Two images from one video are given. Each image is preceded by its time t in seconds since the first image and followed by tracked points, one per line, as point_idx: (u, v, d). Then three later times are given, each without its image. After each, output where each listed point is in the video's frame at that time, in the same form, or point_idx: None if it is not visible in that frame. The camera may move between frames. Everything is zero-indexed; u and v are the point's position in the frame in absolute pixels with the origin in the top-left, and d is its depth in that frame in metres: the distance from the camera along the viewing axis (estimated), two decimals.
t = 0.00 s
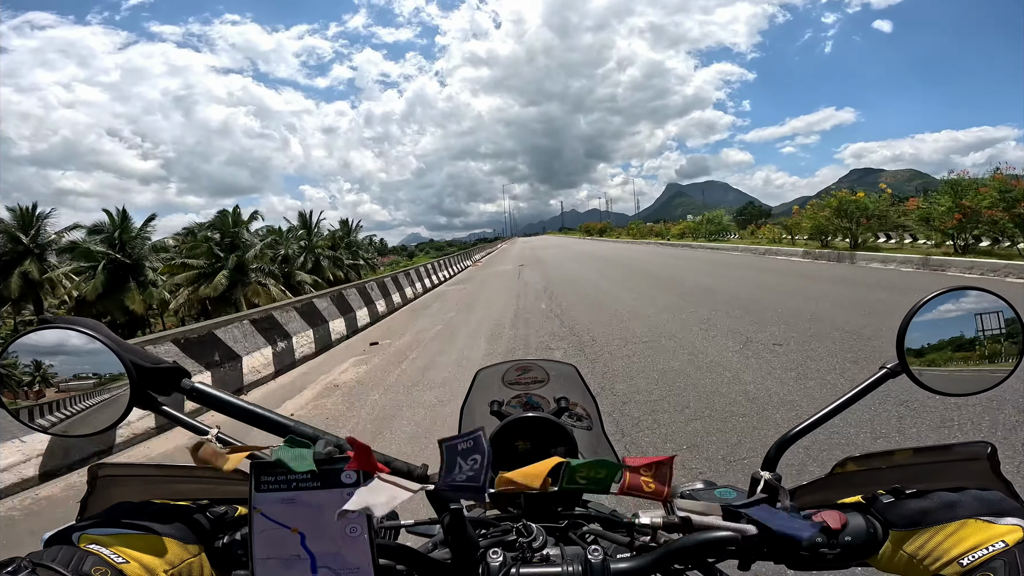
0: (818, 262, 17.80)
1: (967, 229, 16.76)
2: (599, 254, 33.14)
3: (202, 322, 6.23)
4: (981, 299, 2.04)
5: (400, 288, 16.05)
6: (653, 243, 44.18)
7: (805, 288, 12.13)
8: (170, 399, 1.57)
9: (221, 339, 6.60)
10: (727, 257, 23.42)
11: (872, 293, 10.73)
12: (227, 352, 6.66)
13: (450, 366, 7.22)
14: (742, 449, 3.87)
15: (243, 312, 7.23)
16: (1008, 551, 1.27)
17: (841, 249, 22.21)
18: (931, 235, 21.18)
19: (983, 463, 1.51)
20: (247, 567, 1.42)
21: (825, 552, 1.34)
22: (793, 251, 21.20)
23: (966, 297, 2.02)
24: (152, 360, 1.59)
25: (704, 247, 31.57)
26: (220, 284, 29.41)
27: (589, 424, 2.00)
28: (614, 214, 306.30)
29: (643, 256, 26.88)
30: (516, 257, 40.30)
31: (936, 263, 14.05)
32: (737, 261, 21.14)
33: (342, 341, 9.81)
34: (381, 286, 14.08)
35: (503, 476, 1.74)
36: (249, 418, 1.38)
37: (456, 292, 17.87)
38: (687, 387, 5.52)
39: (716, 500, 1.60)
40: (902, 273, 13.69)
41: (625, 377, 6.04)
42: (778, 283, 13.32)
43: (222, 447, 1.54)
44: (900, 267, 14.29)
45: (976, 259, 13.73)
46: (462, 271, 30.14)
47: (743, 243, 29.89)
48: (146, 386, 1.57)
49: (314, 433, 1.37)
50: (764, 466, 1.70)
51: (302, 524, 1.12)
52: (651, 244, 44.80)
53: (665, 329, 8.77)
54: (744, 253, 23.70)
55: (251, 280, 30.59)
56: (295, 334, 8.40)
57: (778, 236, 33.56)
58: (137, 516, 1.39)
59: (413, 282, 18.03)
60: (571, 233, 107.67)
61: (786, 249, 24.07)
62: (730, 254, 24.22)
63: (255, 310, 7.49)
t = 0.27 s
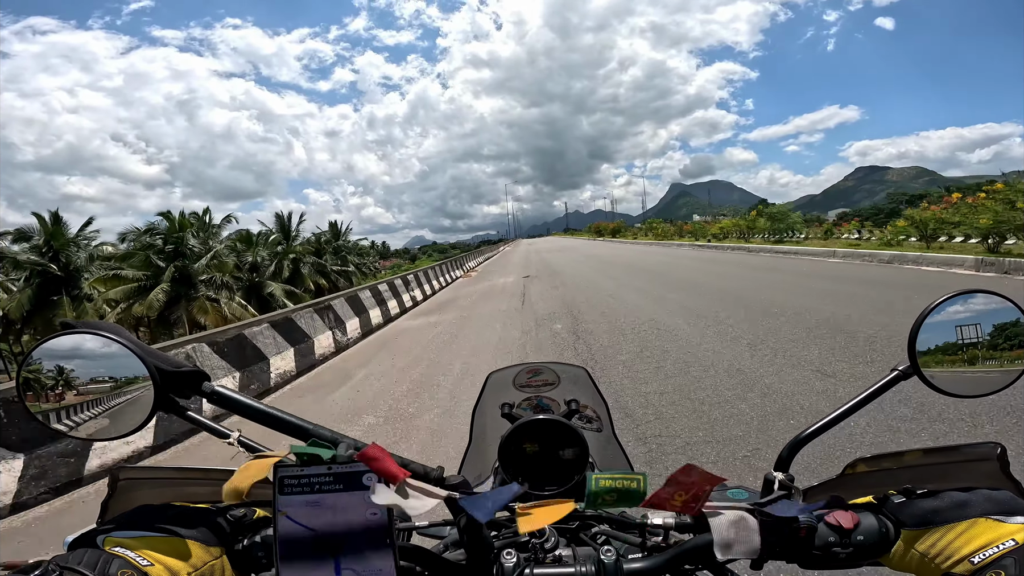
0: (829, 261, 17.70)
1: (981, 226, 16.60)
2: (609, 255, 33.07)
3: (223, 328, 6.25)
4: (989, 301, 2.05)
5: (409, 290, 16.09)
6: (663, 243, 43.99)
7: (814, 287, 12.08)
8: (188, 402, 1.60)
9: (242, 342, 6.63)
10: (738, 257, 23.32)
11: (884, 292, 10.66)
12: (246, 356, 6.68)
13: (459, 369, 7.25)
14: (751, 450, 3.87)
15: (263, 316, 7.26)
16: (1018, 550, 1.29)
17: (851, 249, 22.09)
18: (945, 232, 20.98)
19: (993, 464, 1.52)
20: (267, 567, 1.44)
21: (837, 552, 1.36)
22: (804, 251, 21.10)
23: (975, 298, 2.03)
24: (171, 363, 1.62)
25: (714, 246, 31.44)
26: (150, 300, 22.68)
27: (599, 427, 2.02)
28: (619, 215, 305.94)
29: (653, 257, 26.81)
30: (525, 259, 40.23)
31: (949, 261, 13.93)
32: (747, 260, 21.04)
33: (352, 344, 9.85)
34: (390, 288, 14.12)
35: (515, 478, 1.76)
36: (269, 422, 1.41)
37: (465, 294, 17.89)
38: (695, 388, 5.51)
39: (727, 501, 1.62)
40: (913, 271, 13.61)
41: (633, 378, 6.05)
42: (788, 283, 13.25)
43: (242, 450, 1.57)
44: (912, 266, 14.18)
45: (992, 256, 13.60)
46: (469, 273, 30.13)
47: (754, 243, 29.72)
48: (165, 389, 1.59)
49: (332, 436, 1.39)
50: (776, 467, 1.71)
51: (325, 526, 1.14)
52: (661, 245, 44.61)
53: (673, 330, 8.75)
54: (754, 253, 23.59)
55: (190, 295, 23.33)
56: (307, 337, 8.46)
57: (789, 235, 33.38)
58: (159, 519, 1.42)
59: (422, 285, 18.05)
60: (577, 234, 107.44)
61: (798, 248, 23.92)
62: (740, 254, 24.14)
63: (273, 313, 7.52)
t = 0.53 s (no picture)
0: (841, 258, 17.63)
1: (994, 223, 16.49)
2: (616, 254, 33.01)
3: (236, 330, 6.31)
4: (989, 304, 2.06)
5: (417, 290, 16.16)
6: (672, 242, 43.86)
7: (822, 286, 12.00)
8: (199, 406, 1.64)
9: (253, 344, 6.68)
10: (747, 254, 23.27)
11: (894, 290, 10.61)
12: (257, 358, 6.73)
13: (465, 369, 7.29)
14: (753, 448, 3.89)
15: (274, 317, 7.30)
16: (1012, 549, 1.30)
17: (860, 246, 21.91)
18: (958, 229, 20.81)
19: (991, 464, 1.55)
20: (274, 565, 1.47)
21: (833, 552, 1.39)
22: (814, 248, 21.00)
23: (975, 302, 2.05)
24: (186, 367, 1.67)
25: (725, 245, 31.43)
26: (41, 323, 18.38)
27: (601, 428, 2.04)
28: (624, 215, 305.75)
29: (662, 256, 26.76)
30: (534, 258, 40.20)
31: (962, 257, 13.81)
32: (756, 258, 20.98)
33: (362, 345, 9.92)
34: (399, 288, 14.21)
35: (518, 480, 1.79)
36: (277, 423, 1.45)
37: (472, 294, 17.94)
38: (700, 386, 5.54)
39: (727, 502, 1.64)
40: (923, 268, 13.48)
41: (638, 377, 6.08)
42: (797, 280, 13.20)
43: (251, 450, 1.61)
44: (923, 263, 14.10)
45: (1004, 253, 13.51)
46: (476, 273, 30.11)
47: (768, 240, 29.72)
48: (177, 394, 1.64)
49: (337, 437, 1.43)
50: (773, 467, 1.74)
51: (331, 524, 1.17)
52: (669, 243, 44.52)
53: (680, 328, 8.77)
54: (764, 251, 23.53)
55: (114, 313, 19.86)
56: (318, 338, 8.53)
57: (799, 232, 33.08)
58: (170, 517, 1.46)
59: (430, 285, 18.08)
60: (584, 233, 107.09)
61: (808, 245, 23.83)
62: (750, 251, 24.08)
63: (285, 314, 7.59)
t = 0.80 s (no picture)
0: (848, 259, 17.52)
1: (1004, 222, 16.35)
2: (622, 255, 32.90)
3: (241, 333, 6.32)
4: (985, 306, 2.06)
5: (421, 292, 16.16)
6: (678, 243, 43.65)
7: (828, 287, 11.91)
8: (191, 413, 1.64)
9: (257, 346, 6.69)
10: (754, 256, 23.15)
11: (902, 291, 10.53)
12: (261, 360, 6.74)
13: (468, 372, 7.29)
14: (754, 452, 3.88)
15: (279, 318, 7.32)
16: (1004, 558, 1.28)
17: (868, 247, 21.75)
18: (967, 228, 20.64)
19: (988, 470, 1.54)
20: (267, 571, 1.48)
21: (825, 560, 1.39)
22: (821, 248, 20.87)
23: (973, 304, 2.03)
24: (178, 376, 1.67)
25: (731, 246, 31.26)
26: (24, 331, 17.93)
27: (597, 434, 2.04)
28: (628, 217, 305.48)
29: (667, 258, 26.65)
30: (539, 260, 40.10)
31: (972, 257, 13.69)
32: (762, 259, 20.88)
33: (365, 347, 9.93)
34: (403, 290, 14.21)
35: (513, 486, 1.79)
36: (268, 431, 1.45)
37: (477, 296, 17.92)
38: (703, 390, 5.52)
39: (719, 508, 1.64)
40: (932, 269, 13.35)
41: (640, 381, 6.06)
42: (802, 282, 13.15)
43: (243, 457, 1.61)
44: (931, 264, 13.99)
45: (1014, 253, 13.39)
46: (480, 275, 30.08)
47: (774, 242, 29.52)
48: (171, 401, 1.65)
49: (329, 444, 1.44)
50: (765, 475, 1.73)
51: (320, 532, 1.18)
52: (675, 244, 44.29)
53: (683, 330, 8.75)
54: (770, 252, 23.43)
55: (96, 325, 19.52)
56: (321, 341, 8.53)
57: (806, 232, 32.85)
58: (164, 523, 1.46)
59: (434, 287, 18.09)
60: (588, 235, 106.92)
61: (814, 246, 23.72)
62: (756, 253, 23.96)
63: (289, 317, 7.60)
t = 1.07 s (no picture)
0: (850, 260, 17.50)
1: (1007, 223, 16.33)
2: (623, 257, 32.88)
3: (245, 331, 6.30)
4: (998, 301, 2.05)
5: (423, 293, 16.13)
6: (678, 245, 43.60)
7: (833, 287, 11.84)
8: (204, 404, 1.64)
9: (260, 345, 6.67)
10: (755, 257, 23.12)
11: (905, 291, 10.53)
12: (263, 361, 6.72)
13: (472, 373, 7.27)
14: (764, 452, 3.85)
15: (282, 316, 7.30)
16: None
17: (871, 248, 21.69)
18: (968, 229, 20.62)
19: (1006, 468, 1.51)
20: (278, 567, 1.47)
21: (846, 555, 1.36)
22: (823, 250, 20.87)
23: (983, 298, 2.03)
24: (188, 367, 1.66)
25: (732, 247, 31.24)
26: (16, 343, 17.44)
27: (607, 430, 2.01)
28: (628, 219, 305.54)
29: (668, 259, 26.63)
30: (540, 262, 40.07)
31: (975, 258, 13.67)
32: (763, 261, 20.87)
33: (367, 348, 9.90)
34: (404, 291, 14.18)
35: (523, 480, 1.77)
36: (280, 424, 1.43)
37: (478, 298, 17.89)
38: (709, 390, 5.51)
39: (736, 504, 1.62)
40: (937, 269, 13.28)
41: (645, 381, 6.04)
42: (805, 282, 13.15)
43: (253, 451, 1.60)
44: (934, 265, 13.97)
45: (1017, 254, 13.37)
46: (481, 277, 30.05)
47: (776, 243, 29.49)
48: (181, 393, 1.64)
49: (342, 438, 1.42)
50: (785, 470, 1.72)
51: (336, 526, 1.16)
52: (675, 246, 44.23)
53: (687, 331, 8.74)
54: (772, 254, 23.43)
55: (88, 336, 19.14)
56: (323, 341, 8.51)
57: (808, 234, 32.77)
58: (174, 520, 1.45)
59: (435, 288, 18.05)
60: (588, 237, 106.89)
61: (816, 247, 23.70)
62: (757, 254, 23.93)
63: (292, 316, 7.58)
